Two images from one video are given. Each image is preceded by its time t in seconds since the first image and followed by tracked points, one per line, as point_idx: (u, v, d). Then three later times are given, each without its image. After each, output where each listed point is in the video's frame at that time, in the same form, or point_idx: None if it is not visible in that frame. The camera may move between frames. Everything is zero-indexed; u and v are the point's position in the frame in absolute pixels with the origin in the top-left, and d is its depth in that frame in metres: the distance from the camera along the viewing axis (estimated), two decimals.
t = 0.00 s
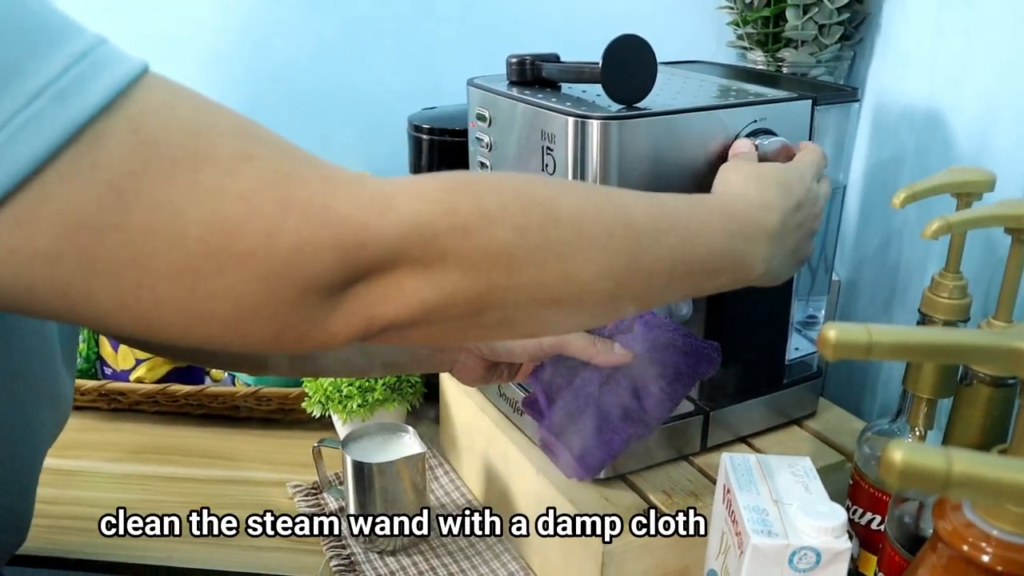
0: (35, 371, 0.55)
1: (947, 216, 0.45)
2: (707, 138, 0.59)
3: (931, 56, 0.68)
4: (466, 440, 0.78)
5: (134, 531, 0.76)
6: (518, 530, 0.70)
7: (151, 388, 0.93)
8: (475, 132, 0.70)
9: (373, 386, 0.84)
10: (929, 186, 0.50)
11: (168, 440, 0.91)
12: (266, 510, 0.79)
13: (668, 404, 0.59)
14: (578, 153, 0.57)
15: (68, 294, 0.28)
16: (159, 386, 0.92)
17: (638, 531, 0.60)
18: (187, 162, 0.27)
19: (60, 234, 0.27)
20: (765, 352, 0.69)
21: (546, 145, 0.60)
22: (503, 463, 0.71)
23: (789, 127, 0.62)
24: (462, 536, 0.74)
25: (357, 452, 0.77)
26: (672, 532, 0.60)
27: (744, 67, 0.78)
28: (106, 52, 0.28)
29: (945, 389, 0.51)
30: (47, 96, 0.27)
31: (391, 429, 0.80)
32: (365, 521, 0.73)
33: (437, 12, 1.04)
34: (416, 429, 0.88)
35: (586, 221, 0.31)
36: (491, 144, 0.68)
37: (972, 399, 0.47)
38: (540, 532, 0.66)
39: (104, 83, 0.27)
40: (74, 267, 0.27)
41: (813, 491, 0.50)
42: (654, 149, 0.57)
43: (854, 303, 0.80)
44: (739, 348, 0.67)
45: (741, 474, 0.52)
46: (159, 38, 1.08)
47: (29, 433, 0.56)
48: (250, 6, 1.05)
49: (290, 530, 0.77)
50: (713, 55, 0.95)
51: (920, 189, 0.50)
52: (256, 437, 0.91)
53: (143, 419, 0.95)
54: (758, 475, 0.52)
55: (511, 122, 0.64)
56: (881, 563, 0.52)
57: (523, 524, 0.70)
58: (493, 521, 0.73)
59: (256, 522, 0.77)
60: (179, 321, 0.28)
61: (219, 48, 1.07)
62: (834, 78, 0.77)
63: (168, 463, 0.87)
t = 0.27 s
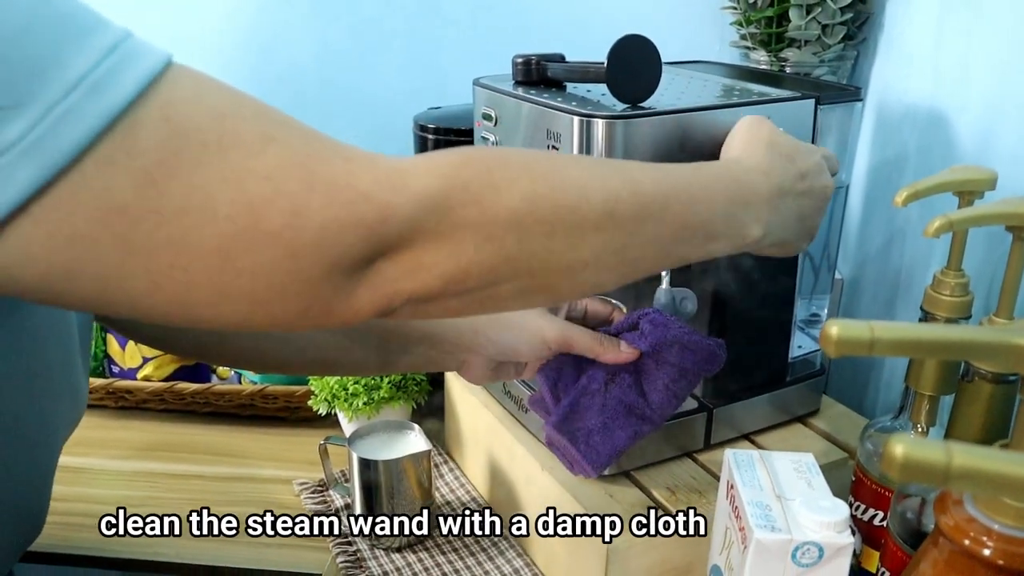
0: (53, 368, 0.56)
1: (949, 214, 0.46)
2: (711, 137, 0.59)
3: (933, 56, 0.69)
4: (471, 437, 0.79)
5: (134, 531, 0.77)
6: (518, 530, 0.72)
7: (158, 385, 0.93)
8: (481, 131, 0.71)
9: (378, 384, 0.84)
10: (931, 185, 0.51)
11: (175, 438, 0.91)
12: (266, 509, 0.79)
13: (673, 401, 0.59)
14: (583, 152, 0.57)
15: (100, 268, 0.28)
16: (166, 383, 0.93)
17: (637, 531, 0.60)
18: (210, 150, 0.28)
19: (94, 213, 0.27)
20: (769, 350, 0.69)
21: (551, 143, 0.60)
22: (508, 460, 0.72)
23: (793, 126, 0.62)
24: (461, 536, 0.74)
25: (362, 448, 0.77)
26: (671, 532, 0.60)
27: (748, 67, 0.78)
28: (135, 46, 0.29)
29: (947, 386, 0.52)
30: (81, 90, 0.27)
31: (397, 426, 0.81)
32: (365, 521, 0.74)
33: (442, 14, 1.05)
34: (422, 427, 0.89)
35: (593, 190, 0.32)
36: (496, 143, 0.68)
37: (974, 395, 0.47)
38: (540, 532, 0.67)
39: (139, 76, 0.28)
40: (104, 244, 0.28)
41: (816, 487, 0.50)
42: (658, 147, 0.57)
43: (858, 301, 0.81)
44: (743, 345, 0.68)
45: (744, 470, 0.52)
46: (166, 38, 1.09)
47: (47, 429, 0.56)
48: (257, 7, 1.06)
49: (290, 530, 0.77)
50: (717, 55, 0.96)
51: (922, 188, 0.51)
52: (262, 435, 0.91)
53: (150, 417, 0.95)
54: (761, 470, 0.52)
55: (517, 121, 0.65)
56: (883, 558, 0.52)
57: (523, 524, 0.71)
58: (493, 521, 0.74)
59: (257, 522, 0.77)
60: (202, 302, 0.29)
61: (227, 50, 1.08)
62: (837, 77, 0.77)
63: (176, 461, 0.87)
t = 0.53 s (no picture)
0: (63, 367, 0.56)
1: (951, 211, 0.46)
2: (715, 134, 0.59)
3: (936, 55, 0.69)
4: (477, 434, 0.79)
5: (134, 531, 0.77)
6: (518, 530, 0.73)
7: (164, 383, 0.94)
8: (485, 130, 0.71)
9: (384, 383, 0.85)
10: (933, 181, 0.51)
11: (181, 436, 0.92)
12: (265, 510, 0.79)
13: (676, 396, 0.60)
14: (588, 150, 0.57)
15: (58, 347, 0.27)
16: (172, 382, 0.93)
17: (638, 530, 0.60)
18: (158, 213, 0.25)
19: (35, 294, 0.25)
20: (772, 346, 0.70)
21: (556, 142, 0.61)
22: (513, 457, 0.72)
23: (796, 124, 0.63)
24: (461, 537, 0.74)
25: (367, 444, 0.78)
26: (672, 531, 0.60)
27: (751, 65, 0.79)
28: (96, 78, 0.27)
29: (950, 382, 0.52)
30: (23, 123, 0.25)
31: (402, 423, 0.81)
32: (364, 521, 0.75)
33: (445, 14, 1.05)
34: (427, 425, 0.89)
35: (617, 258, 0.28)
36: (501, 142, 0.69)
37: (976, 390, 0.48)
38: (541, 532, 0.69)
39: (95, 111, 0.26)
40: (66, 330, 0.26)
41: (820, 481, 0.50)
42: (663, 146, 0.58)
43: (861, 299, 0.81)
44: (746, 342, 0.68)
45: (748, 465, 0.53)
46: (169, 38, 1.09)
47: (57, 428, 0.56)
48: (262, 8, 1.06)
49: (290, 531, 0.77)
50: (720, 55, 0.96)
51: (925, 184, 0.51)
52: (268, 433, 0.92)
53: (156, 415, 0.96)
54: (765, 465, 0.53)
55: (521, 120, 0.65)
56: (887, 552, 0.53)
57: (523, 525, 0.73)
58: (493, 521, 0.74)
59: (257, 523, 0.77)
60: (181, 375, 0.27)
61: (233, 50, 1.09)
62: (840, 76, 0.77)
63: (182, 458, 0.87)
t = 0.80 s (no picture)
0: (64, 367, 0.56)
1: (951, 209, 0.47)
2: (716, 133, 0.60)
3: (936, 54, 0.70)
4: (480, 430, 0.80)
5: (134, 531, 0.76)
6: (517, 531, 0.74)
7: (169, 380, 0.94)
8: (489, 128, 0.72)
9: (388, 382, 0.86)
10: (933, 180, 0.52)
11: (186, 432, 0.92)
12: (265, 509, 0.80)
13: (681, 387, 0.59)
14: (591, 149, 0.58)
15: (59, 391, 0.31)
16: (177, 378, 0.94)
17: (638, 531, 0.60)
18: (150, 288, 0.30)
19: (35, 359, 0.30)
20: (773, 343, 0.70)
21: (559, 140, 0.62)
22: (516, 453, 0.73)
23: (797, 122, 0.63)
24: (461, 536, 0.74)
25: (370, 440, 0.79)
26: (671, 532, 0.61)
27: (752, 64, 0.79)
28: (51, 186, 0.32)
29: (949, 378, 0.53)
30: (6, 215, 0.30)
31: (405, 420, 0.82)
32: (364, 521, 0.74)
33: (449, 12, 1.05)
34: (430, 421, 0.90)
35: (469, 436, 0.39)
36: (504, 140, 0.69)
37: (974, 385, 0.49)
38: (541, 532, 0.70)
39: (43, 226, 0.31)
40: (24, 410, 0.32)
41: (820, 475, 0.51)
42: (665, 144, 0.58)
43: (861, 295, 0.82)
44: (747, 338, 0.69)
45: (749, 459, 0.53)
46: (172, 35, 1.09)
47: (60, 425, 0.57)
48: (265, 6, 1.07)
49: (290, 530, 0.78)
50: (721, 52, 0.96)
51: (925, 183, 0.52)
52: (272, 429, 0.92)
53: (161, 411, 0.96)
54: (766, 460, 0.53)
55: (524, 118, 0.66)
56: (885, 546, 0.53)
57: (523, 525, 0.74)
58: (493, 521, 0.74)
59: (257, 522, 0.78)
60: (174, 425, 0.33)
61: (236, 48, 1.09)
62: (841, 74, 0.78)
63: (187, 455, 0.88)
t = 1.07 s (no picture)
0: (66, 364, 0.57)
1: (936, 204, 0.47)
2: (708, 131, 0.61)
3: (927, 52, 0.70)
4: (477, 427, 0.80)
5: (133, 532, 0.76)
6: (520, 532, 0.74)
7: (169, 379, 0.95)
8: (484, 128, 0.72)
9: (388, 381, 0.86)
10: (920, 177, 0.53)
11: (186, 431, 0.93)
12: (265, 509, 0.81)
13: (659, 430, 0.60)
14: (584, 148, 0.59)
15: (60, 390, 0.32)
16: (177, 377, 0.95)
17: (638, 531, 0.61)
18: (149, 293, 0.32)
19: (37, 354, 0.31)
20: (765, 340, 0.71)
21: (552, 140, 0.62)
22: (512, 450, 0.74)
23: (789, 122, 0.64)
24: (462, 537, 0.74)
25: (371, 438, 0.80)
26: (671, 532, 0.61)
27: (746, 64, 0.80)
28: (48, 194, 0.32)
29: (936, 372, 0.54)
30: None
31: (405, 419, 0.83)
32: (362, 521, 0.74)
33: (446, 14, 1.06)
34: (428, 418, 0.90)
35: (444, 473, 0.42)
36: (499, 140, 0.70)
37: (960, 379, 0.49)
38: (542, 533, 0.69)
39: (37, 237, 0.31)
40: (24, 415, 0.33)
41: (809, 468, 0.52)
42: (657, 143, 0.59)
43: (854, 292, 0.83)
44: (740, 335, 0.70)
45: (739, 453, 0.54)
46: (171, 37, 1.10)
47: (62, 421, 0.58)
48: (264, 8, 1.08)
49: (290, 530, 0.79)
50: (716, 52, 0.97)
51: (912, 180, 0.52)
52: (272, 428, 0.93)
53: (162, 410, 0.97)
54: (755, 453, 0.54)
55: (519, 118, 0.67)
56: (873, 539, 0.54)
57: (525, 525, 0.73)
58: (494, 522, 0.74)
59: (258, 522, 0.78)
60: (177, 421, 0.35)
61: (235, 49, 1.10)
62: (835, 73, 0.79)
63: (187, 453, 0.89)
